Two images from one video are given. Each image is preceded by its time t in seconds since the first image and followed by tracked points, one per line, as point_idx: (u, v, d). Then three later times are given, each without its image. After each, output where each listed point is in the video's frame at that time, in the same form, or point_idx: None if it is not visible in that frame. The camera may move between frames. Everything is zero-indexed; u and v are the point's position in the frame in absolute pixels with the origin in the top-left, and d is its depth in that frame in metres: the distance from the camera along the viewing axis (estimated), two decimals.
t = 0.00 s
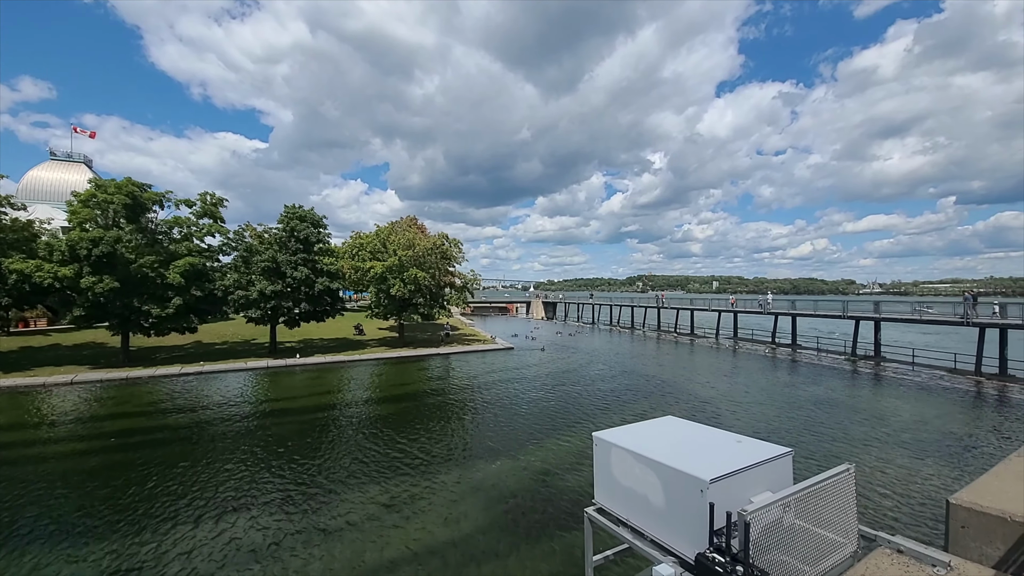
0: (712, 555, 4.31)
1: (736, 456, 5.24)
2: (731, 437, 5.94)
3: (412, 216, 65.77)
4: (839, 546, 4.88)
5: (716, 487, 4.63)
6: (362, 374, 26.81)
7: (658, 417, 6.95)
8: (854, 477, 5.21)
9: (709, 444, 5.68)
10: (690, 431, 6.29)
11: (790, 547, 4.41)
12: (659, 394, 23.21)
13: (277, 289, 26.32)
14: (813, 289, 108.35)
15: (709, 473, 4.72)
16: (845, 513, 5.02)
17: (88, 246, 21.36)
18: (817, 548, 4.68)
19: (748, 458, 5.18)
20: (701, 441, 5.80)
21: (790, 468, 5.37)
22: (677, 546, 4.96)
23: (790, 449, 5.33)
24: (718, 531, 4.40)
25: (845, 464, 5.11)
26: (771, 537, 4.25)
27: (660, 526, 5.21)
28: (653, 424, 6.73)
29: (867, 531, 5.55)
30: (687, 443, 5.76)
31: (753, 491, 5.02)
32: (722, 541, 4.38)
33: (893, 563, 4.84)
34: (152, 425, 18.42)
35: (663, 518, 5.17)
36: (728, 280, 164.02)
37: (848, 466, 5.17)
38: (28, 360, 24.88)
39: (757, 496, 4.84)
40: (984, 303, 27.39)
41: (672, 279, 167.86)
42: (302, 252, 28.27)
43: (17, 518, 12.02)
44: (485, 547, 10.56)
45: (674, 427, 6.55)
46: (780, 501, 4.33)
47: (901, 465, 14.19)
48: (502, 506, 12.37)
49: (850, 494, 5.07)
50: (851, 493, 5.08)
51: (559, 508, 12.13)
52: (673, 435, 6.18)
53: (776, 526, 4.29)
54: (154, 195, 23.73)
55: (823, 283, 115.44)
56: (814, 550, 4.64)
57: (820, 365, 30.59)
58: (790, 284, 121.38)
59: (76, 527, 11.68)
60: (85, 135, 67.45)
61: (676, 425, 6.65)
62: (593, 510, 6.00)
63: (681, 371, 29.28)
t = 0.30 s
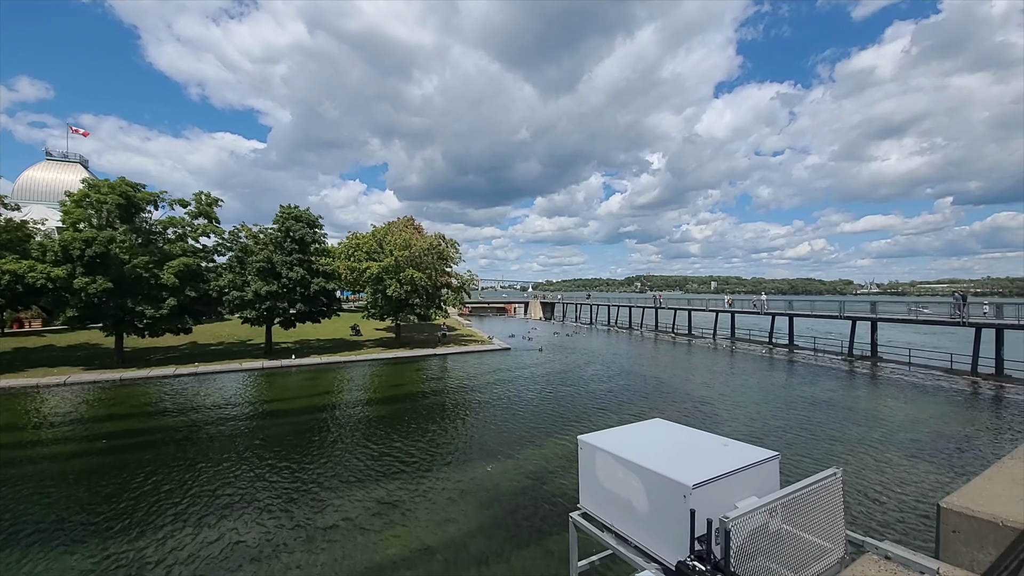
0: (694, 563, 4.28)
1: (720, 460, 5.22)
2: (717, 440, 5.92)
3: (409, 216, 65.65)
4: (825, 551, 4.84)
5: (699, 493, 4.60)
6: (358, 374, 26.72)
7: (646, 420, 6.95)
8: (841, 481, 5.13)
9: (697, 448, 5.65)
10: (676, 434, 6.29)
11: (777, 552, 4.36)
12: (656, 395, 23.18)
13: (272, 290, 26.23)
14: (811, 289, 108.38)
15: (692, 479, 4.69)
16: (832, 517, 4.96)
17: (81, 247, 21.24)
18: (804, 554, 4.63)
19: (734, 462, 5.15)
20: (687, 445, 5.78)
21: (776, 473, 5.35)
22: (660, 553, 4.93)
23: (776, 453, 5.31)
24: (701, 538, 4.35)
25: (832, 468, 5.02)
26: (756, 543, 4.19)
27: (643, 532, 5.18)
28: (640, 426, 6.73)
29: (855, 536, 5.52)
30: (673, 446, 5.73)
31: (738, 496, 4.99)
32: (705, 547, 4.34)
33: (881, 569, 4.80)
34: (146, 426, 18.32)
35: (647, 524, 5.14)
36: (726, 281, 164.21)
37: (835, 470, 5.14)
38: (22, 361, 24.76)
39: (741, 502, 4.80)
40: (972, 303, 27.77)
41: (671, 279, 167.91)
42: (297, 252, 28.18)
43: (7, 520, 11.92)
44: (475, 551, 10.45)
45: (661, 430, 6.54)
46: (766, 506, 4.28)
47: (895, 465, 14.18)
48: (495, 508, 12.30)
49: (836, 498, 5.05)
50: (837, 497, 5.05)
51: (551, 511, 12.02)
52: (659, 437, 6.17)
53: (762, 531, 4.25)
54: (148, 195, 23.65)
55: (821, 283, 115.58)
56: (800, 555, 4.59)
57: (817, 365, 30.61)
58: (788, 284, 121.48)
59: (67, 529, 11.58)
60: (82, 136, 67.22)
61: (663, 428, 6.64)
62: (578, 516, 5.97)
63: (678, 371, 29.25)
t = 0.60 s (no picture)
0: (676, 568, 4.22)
1: (706, 463, 5.16)
2: (705, 442, 5.87)
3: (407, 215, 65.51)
4: (811, 555, 4.79)
5: (683, 497, 4.54)
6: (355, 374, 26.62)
7: (633, 421, 6.92)
8: (830, 483, 5.05)
9: (683, 450, 5.61)
10: (662, 435, 6.27)
11: (761, 557, 4.31)
12: (653, 394, 23.13)
13: (267, 289, 26.11)
14: (810, 289, 108.30)
15: (675, 482, 4.62)
16: (819, 520, 4.91)
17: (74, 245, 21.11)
18: (789, 558, 4.58)
19: (720, 465, 5.09)
20: (674, 447, 5.72)
21: (764, 475, 5.29)
22: (642, 557, 4.89)
23: (764, 455, 5.24)
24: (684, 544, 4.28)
25: (819, 470, 4.94)
26: (740, 548, 4.15)
27: (626, 536, 5.14)
28: (627, 427, 6.71)
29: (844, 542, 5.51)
30: (659, 448, 5.69)
31: (723, 499, 4.93)
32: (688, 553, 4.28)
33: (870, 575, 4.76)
34: (141, 426, 18.25)
35: (630, 528, 5.11)
36: (724, 280, 164.22)
37: (823, 472, 5.07)
38: (16, 360, 24.65)
39: (726, 506, 4.74)
40: (964, 300, 28.11)
41: (669, 278, 167.82)
42: (293, 251, 28.08)
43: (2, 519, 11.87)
44: (467, 551, 10.37)
45: (647, 431, 6.52)
46: (752, 510, 4.23)
47: (892, 465, 14.15)
48: (488, 508, 12.22)
49: (824, 501, 4.98)
50: (825, 500, 4.99)
51: (545, 512, 11.94)
52: (645, 439, 6.14)
53: (746, 535, 4.19)
54: (142, 193, 23.54)
55: (819, 282, 115.56)
56: (785, 559, 4.54)
57: (815, 364, 30.56)
58: (787, 284, 121.26)
59: (62, 528, 11.53)
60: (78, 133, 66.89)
61: (650, 429, 6.62)
62: (563, 519, 5.95)
63: (676, 371, 29.19)
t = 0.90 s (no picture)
0: None
1: (691, 471, 5.12)
2: (692, 449, 5.82)
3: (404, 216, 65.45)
4: (802, 564, 4.73)
5: (665, 505, 4.49)
6: (352, 376, 26.51)
7: (620, 426, 6.87)
8: (818, 490, 4.97)
9: (669, 456, 5.56)
10: (648, 441, 6.22)
11: (748, 567, 4.25)
12: (650, 395, 23.09)
13: (262, 290, 26.00)
14: (808, 289, 108.27)
15: (657, 492, 4.57)
16: (807, 529, 4.83)
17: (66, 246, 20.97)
18: (779, 567, 4.52)
19: (705, 473, 5.04)
20: (661, 454, 5.67)
21: (752, 483, 5.25)
22: (623, 568, 4.83)
23: (752, 463, 5.21)
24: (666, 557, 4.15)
25: (807, 478, 4.85)
26: (726, 557, 4.10)
27: (607, 547, 5.09)
28: (613, 432, 6.67)
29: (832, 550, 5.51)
30: (644, 455, 5.65)
31: (708, 509, 4.87)
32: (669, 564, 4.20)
33: None
34: (137, 428, 18.15)
35: (611, 538, 5.05)
36: (721, 281, 164.56)
37: (812, 479, 5.03)
38: (8, 362, 24.47)
39: (712, 517, 4.69)
40: (953, 300, 28.31)
41: (667, 279, 167.95)
42: (288, 252, 27.97)
43: None
44: (460, 555, 10.27)
45: (634, 436, 6.48)
46: (737, 518, 4.18)
47: (887, 466, 14.11)
48: (482, 512, 12.11)
49: (813, 508, 4.93)
50: (815, 507, 4.94)
51: (538, 515, 11.86)
52: (631, 445, 6.09)
53: (732, 544, 4.15)
54: (135, 194, 23.42)
55: (817, 283, 115.70)
56: (775, 569, 4.48)
57: (811, 365, 30.61)
58: (784, 284, 121.58)
59: (56, 531, 11.45)
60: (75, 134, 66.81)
61: (637, 434, 6.58)
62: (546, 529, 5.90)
63: (673, 372, 29.16)
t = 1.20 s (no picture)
0: None
1: (676, 476, 5.06)
2: (678, 454, 5.77)
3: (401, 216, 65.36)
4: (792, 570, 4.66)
5: (647, 513, 4.43)
6: (349, 376, 26.47)
7: (608, 429, 6.83)
8: (808, 495, 4.90)
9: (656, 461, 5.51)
10: (635, 444, 6.19)
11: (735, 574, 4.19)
12: (647, 395, 23.07)
13: (258, 290, 25.94)
14: (807, 289, 108.18)
15: (640, 499, 4.51)
16: (796, 535, 4.77)
17: (60, 246, 20.90)
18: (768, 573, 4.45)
19: (691, 478, 4.99)
20: (646, 459, 5.61)
21: (738, 487, 5.21)
22: None
23: (739, 468, 5.16)
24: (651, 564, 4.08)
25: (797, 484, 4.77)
26: (711, 564, 4.03)
27: (590, 555, 5.03)
28: (601, 436, 6.65)
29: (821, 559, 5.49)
30: (630, 459, 5.60)
31: (693, 515, 4.82)
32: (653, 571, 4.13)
33: None
34: (133, 429, 18.11)
35: (594, 545, 4.99)
36: (720, 281, 164.55)
37: (801, 483, 4.96)
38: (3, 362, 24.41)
39: (697, 523, 4.63)
40: (948, 300, 28.37)
41: (667, 279, 167.89)
42: (284, 252, 27.89)
43: None
44: (452, 558, 10.14)
45: (621, 439, 6.45)
46: (723, 525, 4.11)
47: (883, 467, 14.07)
48: (476, 514, 12.02)
49: (803, 513, 4.87)
50: (805, 511, 4.87)
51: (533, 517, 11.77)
52: (618, 448, 6.06)
53: (718, 551, 4.08)
54: (130, 194, 23.33)
55: (816, 283, 115.69)
56: None
57: (809, 365, 30.60)
58: (783, 284, 121.56)
59: (51, 532, 11.41)
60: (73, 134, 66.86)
61: (624, 437, 6.55)
62: (530, 535, 5.84)
63: (670, 372, 29.14)
